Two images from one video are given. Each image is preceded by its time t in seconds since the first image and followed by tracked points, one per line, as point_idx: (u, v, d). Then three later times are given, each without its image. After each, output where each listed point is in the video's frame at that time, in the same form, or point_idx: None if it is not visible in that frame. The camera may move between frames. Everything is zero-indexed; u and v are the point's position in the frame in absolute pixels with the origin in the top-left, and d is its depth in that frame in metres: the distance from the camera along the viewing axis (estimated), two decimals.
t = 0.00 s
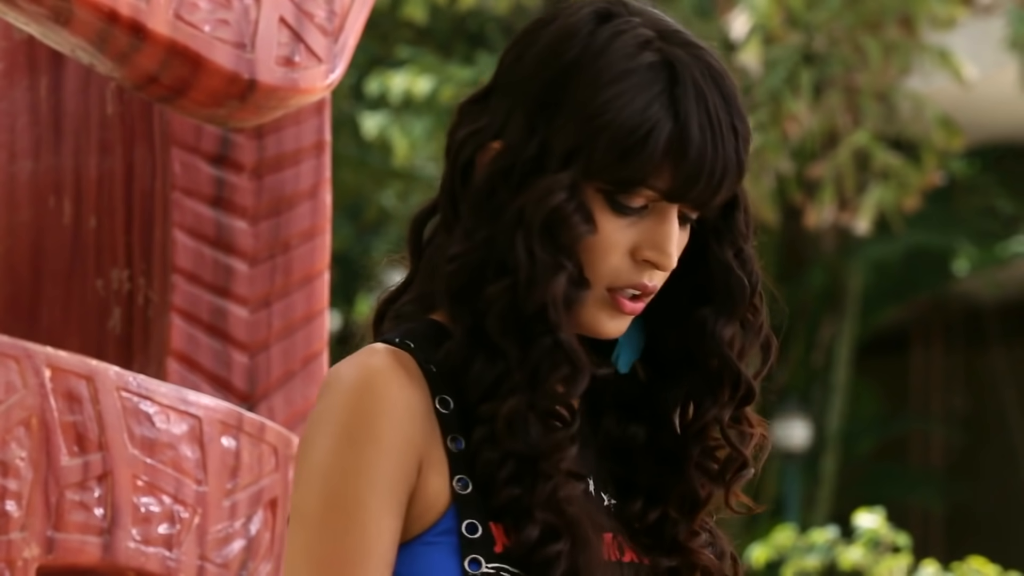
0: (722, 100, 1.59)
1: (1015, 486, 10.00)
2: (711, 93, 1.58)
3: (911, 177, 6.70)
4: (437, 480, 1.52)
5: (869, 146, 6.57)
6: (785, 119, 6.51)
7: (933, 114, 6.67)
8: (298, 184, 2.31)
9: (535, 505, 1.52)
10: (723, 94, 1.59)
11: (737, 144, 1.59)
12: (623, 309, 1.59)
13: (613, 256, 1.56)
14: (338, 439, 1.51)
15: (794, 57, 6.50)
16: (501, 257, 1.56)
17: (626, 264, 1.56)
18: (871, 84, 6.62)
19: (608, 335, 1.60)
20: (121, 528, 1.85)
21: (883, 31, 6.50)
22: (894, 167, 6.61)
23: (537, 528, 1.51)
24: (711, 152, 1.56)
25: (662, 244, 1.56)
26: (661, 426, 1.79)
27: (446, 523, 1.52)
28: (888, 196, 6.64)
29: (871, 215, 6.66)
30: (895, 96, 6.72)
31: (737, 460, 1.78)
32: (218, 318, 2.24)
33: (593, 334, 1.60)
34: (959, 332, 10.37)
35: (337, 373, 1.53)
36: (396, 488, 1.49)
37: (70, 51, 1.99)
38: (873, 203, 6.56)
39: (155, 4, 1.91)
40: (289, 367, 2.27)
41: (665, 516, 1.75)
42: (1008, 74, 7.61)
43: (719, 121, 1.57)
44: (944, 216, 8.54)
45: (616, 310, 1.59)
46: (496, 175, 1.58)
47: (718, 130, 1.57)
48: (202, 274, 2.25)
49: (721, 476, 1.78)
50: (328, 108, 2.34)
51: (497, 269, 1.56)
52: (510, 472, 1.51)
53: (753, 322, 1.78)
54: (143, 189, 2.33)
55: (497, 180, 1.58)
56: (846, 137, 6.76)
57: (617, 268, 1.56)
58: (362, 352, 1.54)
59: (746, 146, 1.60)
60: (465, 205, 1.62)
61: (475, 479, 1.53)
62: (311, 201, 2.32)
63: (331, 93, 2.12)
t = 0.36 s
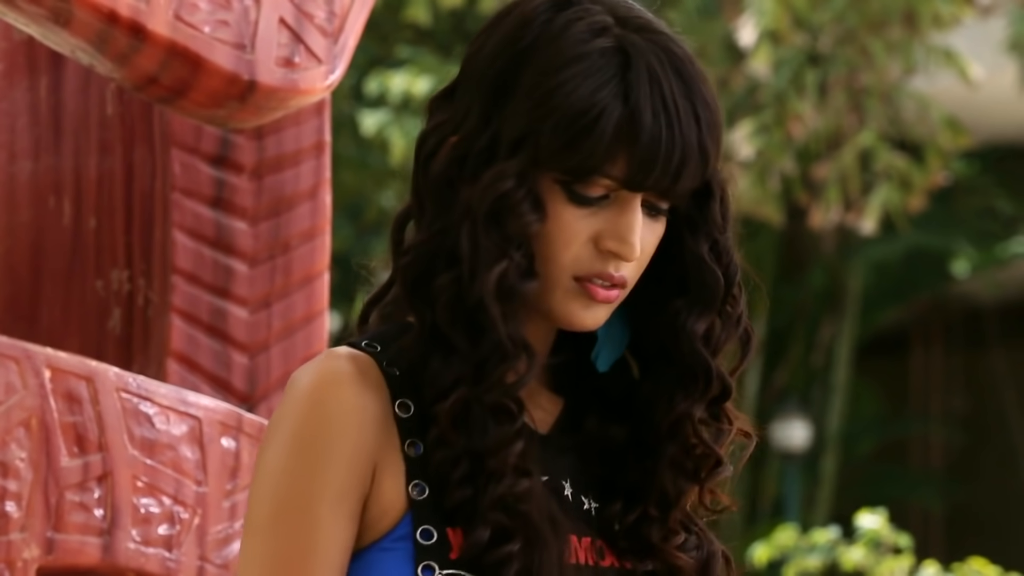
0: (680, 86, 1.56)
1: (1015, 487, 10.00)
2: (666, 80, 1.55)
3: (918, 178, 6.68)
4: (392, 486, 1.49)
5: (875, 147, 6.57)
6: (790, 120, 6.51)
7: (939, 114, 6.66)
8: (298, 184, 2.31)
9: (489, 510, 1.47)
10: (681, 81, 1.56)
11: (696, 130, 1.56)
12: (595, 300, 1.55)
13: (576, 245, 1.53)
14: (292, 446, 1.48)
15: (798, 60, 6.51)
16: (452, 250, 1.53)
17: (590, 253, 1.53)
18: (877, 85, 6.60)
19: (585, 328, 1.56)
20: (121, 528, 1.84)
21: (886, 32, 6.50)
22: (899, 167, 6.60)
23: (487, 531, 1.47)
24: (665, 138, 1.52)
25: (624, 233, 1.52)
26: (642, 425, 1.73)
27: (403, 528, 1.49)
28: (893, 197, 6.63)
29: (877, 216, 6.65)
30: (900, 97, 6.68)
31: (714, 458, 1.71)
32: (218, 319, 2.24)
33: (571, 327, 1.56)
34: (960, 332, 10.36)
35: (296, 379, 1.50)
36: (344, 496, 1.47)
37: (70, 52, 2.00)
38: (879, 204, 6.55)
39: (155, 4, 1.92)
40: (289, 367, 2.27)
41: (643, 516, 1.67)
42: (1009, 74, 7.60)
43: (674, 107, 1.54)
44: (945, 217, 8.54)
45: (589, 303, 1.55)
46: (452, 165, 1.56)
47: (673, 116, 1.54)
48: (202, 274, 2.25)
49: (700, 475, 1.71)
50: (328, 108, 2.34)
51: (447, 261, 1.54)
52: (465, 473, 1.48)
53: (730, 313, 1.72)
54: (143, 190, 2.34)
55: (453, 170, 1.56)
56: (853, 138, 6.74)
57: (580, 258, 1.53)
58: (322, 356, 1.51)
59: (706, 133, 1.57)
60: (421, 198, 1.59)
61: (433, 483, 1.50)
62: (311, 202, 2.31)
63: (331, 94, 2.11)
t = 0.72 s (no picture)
0: (649, 93, 1.50)
1: (1015, 487, 10.00)
2: (633, 87, 1.49)
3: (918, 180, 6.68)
4: (371, 513, 1.46)
5: (873, 148, 6.57)
6: (791, 121, 6.51)
7: (938, 115, 6.65)
8: (298, 184, 2.31)
9: (464, 530, 1.43)
10: (651, 88, 1.50)
11: (666, 140, 1.50)
12: (574, 315, 1.50)
13: (547, 257, 1.48)
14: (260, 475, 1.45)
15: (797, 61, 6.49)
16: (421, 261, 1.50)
17: (563, 268, 1.48)
18: (876, 86, 6.59)
19: (565, 344, 1.50)
20: (121, 528, 1.84)
21: (886, 33, 6.50)
22: (899, 168, 6.60)
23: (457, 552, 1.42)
24: (627, 147, 1.46)
25: (594, 247, 1.46)
26: (641, 441, 1.64)
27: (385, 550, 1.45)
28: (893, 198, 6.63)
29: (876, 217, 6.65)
30: (899, 97, 6.67)
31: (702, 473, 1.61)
32: (217, 319, 2.24)
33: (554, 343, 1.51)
34: (960, 333, 10.36)
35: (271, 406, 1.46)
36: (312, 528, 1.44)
37: (70, 51, 1.99)
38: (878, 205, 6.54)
39: (155, 4, 1.92)
40: (289, 368, 2.26)
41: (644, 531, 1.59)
42: (1008, 75, 7.60)
43: (639, 116, 1.48)
44: (944, 218, 8.55)
45: (568, 319, 1.50)
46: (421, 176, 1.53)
47: (637, 125, 1.47)
48: (202, 274, 2.25)
49: (694, 493, 1.61)
50: (328, 108, 2.34)
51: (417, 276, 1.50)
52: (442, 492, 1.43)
53: (723, 323, 1.62)
54: (143, 190, 2.34)
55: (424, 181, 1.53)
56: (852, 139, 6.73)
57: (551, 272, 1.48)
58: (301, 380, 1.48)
59: (678, 142, 1.51)
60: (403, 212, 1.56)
61: (410, 504, 1.45)
62: (311, 202, 2.31)
63: (331, 94, 2.11)
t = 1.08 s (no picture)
0: (623, 75, 1.54)
1: (1015, 488, 9.98)
2: (606, 68, 1.53)
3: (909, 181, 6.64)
4: (386, 500, 1.54)
5: (866, 148, 6.52)
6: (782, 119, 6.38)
7: (933, 115, 6.64)
8: (298, 184, 2.32)
9: (464, 511, 1.51)
10: (627, 69, 1.54)
11: (642, 119, 1.53)
12: (569, 298, 1.54)
13: (536, 247, 1.53)
14: (282, 466, 1.56)
15: (792, 59, 6.41)
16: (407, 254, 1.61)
17: (553, 254, 1.53)
18: (870, 86, 6.56)
19: (567, 327, 1.55)
20: (121, 529, 1.84)
21: (882, 33, 6.45)
22: (892, 168, 6.57)
23: (449, 532, 1.50)
24: (592, 127, 1.50)
25: (577, 230, 1.51)
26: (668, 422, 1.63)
27: (398, 536, 1.53)
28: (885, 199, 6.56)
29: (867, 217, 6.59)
30: (894, 97, 6.66)
31: (709, 452, 1.60)
32: (217, 319, 2.24)
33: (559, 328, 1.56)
34: (960, 334, 10.37)
35: (297, 400, 1.58)
36: (331, 514, 1.54)
37: (70, 52, 1.99)
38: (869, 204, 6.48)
39: (155, 5, 1.92)
40: (289, 368, 2.27)
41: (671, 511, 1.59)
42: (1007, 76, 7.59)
43: (610, 96, 1.52)
44: (944, 217, 8.55)
45: (563, 302, 1.54)
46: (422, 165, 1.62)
47: (605, 105, 1.51)
48: (202, 275, 2.25)
49: (710, 470, 1.60)
50: (327, 108, 2.35)
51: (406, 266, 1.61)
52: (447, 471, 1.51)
53: (730, 296, 1.62)
54: (142, 190, 2.34)
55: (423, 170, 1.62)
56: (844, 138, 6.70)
57: (537, 262, 1.53)
58: (328, 373, 1.59)
59: (655, 120, 1.54)
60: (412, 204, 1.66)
61: (419, 487, 1.52)
62: (310, 203, 2.32)
63: (331, 94, 2.12)
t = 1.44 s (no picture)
0: (611, 68, 1.53)
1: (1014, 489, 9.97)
2: (593, 62, 1.53)
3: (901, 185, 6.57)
4: (398, 499, 1.55)
5: (860, 149, 6.44)
6: (775, 119, 6.35)
7: (927, 118, 6.63)
8: (298, 186, 2.32)
9: (474, 504, 1.51)
10: (614, 62, 1.54)
11: (630, 111, 1.53)
12: (573, 294, 1.54)
13: (535, 243, 1.53)
14: (295, 463, 1.58)
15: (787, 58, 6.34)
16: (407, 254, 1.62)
17: (550, 250, 1.53)
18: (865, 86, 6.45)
19: (573, 324, 1.55)
20: (121, 531, 1.85)
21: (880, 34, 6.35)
22: (886, 171, 6.47)
23: (460, 527, 1.50)
24: (579, 120, 1.50)
25: (571, 224, 1.51)
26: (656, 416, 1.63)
27: (410, 535, 1.54)
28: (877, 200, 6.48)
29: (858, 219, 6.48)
30: (890, 99, 6.66)
31: (698, 444, 1.58)
32: (217, 322, 2.24)
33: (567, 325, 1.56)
34: (959, 336, 10.37)
35: (310, 402, 1.59)
36: (342, 511, 1.56)
37: (69, 54, 1.99)
38: (861, 205, 6.37)
39: (154, 7, 1.91)
40: (289, 370, 2.27)
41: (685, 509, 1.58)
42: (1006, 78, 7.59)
43: (596, 90, 1.52)
44: (943, 219, 8.55)
45: (569, 299, 1.54)
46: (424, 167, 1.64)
47: (592, 99, 1.51)
48: (202, 277, 2.25)
49: (701, 463, 1.58)
50: (327, 111, 2.35)
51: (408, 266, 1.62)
52: (458, 464, 1.52)
53: (723, 287, 1.61)
54: (142, 192, 2.34)
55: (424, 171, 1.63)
56: (837, 139, 6.63)
57: (534, 259, 1.53)
58: (341, 375, 1.60)
59: (644, 113, 1.53)
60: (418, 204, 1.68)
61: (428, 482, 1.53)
62: (311, 205, 2.32)
63: (331, 96, 2.12)
